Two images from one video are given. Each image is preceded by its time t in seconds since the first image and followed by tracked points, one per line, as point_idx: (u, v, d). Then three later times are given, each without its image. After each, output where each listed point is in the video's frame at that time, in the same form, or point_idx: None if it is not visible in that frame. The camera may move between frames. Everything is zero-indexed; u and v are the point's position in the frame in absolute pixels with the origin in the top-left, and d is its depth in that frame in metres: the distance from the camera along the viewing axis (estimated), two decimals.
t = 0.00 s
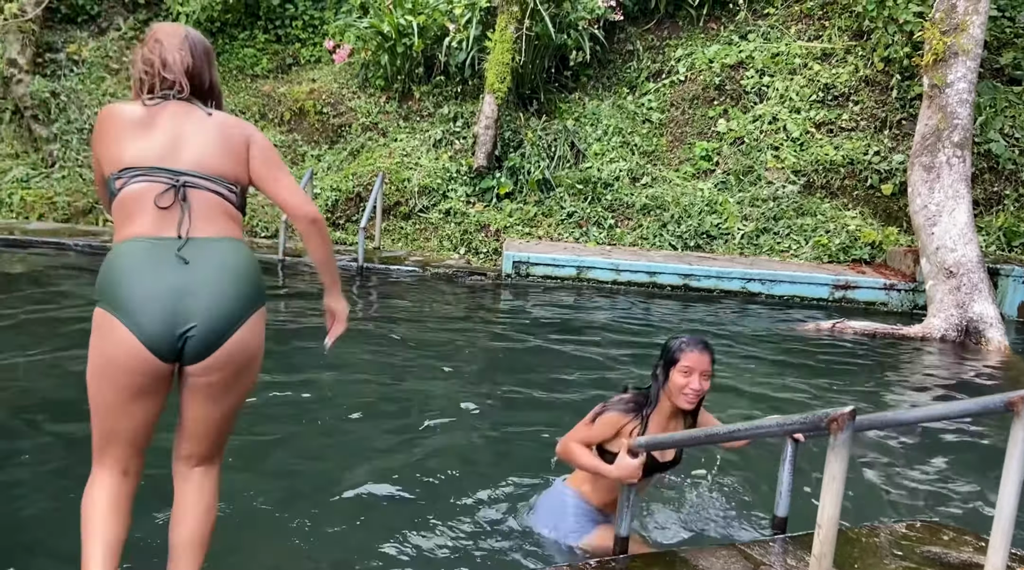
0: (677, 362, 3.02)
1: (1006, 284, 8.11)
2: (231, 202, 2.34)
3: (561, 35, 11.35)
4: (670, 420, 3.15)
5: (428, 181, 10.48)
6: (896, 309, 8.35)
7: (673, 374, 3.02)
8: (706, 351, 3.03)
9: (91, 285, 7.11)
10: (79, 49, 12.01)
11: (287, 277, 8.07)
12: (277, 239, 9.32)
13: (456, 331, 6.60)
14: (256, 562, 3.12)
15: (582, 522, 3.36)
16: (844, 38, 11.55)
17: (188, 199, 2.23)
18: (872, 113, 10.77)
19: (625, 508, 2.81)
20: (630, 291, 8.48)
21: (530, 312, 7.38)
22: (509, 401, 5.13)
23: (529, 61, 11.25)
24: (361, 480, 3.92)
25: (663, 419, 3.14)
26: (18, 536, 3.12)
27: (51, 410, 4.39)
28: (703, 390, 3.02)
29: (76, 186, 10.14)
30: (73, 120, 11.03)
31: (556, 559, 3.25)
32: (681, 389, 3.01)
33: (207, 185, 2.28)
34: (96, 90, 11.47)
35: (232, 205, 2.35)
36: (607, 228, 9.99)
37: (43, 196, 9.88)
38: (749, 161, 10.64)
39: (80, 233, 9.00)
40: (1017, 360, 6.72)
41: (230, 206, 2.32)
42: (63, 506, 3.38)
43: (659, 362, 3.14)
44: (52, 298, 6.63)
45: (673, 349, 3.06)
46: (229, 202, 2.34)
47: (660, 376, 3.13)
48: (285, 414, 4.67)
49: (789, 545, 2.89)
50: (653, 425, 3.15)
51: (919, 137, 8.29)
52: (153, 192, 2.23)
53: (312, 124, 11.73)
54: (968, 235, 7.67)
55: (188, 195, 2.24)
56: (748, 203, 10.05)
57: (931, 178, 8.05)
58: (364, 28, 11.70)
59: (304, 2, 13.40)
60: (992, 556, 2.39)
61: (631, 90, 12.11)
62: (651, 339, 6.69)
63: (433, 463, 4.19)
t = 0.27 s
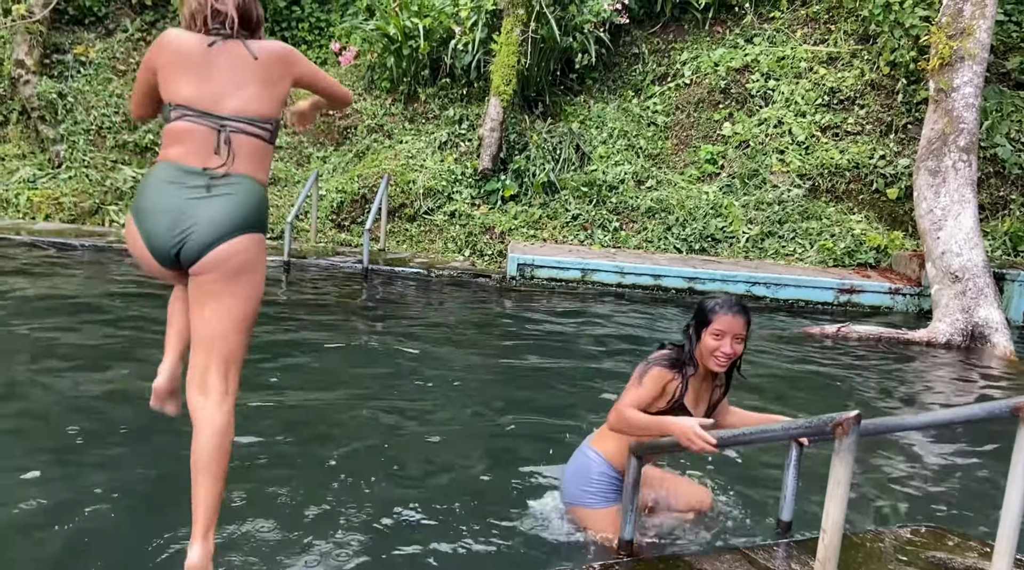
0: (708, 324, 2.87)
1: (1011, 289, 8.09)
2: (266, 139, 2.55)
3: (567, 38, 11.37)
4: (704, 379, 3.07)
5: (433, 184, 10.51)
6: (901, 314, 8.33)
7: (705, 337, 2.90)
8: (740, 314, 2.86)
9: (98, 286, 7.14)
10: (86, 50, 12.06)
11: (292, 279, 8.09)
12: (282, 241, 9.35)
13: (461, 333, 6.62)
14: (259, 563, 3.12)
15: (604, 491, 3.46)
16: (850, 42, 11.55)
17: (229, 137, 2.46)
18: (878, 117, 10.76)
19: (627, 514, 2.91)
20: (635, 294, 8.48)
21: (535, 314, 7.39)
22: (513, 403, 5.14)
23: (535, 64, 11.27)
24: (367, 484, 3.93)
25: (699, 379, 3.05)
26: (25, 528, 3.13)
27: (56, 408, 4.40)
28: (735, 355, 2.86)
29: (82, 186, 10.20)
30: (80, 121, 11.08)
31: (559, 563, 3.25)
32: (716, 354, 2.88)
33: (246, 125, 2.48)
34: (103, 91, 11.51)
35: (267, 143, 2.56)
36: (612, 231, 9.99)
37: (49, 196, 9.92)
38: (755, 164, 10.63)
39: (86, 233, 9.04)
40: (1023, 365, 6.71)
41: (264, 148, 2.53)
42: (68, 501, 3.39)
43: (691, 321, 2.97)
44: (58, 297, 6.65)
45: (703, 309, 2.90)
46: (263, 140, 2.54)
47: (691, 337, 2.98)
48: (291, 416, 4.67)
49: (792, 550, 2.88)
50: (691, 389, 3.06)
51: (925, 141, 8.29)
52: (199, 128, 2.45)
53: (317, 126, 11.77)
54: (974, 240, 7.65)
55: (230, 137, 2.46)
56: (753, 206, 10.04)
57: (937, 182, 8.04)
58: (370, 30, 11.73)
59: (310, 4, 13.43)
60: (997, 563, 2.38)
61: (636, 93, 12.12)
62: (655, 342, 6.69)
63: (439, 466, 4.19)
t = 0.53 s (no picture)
0: (714, 322, 2.81)
1: (1013, 292, 8.09)
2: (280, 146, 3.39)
3: (568, 40, 11.37)
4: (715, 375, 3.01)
5: (435, 185, 10.52)
6: (903, 316, 8.32)
7: (709, 335, 2.85)
8: (745, 314, 2.77)
9: (100, 287, 7.16)
10: (89, 51, 12.05)
11: (294, 280, 8.10)
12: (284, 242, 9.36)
13: (462, 335, 6.62)
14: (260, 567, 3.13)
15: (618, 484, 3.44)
16: (852, 44, 11.54)
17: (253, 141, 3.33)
18: (880, 119, 10.76)
19: (630, 514, 2.91)
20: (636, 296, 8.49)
21: (536, 316, 7.39)
22: (514, 405, 5.14)
23: (537, 66, 11.27)
24: (368, 485, 3.93)
25: (710, 376, 3.00)
26: (26, 546, 3.16)
27: (58, 414, 4.42)
28: (740, 353, 2.80)
29: (85, 188, 10.22)
30: (82, 122, 11.08)
31: (560, 563, 3.25)
32: (722, 352, 2.82)
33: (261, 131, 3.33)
34: (105, 91, 11.52)
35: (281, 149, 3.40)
36: (613, 233, 9.99)
37: (51, 196, 9.95)
38: (757, 167, 10.63)
39: (88, 234, 9.06)
40: None
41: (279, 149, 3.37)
42: (70, 516, 3.43)
43: (701, 316, 2.92)
44: (60, 298, 6.67)
45: (711, 305, 2.84)
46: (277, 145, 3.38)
47: (701, 332, 2.94)
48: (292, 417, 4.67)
49: (794, 551, 2.87)
50: (708, 382, 3.03)
51: (928, 143, 8.28)
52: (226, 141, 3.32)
53: (319, 127, 11.78)
54: (975, 243, 7.64)
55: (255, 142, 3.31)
56: (755, 208, 10.04)
57: (939, 185, 8.03)
58: (372, 32, 11.74)
59: (313, 6, 13.44)
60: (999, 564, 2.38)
61: (638, 95, 12.13)
62: (656, 344, 6.69)
63: (439, 467, 4.19)
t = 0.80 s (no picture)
0: (727, 328, 2.85)
1: (1012, 292, 8.09)
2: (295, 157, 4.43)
3: (568, 41, 11.38)
4: (730, 385, 3.03)
5: (435, 186, 10.52)
6: (903, 317, 8.32)
7: (723, 339, 2.89)
8: (758, 320, 2.80)
9: (100, 287, 7.17)
10: (89, 51, 12.05)
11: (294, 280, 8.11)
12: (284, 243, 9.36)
13: (461, 335, 6.62)
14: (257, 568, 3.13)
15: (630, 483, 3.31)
16: (851, 45, 11.55)
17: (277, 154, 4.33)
18: (879, 120, 10.76)
19: (627, 515, 2.90)
20: (635, 297, 8.49)
21: (536, 316, 7.40)
22: (514, 405, 5.14)
23: (536, 67, 11.27)
24: (368, 486, 3.93)
25: (724, 385, 3.02)
26: (21, 550, 3.16)
27: (59, 416, 4.42)
28: (752, 360, 2.84)
29: (84, 188, 10.24)
30: (82, 122, 11.09)
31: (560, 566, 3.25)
32: (734, 358, 2.85)
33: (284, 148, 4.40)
34: (105, 92, 11.52)
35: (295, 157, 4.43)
36: (613, 234, 10.00)
37: (51, 197, 9.96)
38: (756, 167, 10.63)
39: (88, 235, 9.07)
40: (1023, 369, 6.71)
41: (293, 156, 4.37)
42: (65, 519, 3.43)
43: (715, 324, 2.96)
44: (60, 298, 6.68)
45: (724, 312, 2.88)
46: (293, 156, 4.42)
47: (715, 340, 2.97)
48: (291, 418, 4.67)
49: (794, 552, 2.86)
50: (720, 389, 3.03)
51: (927, 144, 8.29)
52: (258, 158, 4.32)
53: (319, 128, 11.79)
54: (975, 244, 7.64)
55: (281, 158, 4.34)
56: (754, 209, 10.05)
57: (939, 186, 8.04)
58: (372, 32, 11.74)
59: (313, 7, 13.45)
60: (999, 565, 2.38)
61: (638, 96, 12.14)
62: (655, 344, 6.70)
63: (439, 467, 4.19)
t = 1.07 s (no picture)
0: (751, 336, 2.73)
1: (1012, 292, 8.09)
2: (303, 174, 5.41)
3: (568, 41, 11.38)
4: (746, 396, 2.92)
5: (435, 186, 10.52)
6: (903, 317, 8.32)
7: (746, 348, 2.77)
8: (785, 330, 2.69)
9: (100, 287, 7.18)
10: (88, 51, 12.04)
11: (293, 280, 8.11)
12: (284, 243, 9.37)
13: (461, 335, 6.62)
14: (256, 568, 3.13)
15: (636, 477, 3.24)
16: (851, 46, 11.54)
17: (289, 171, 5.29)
18: (879, 120, 10.76)
19: (627, 515, 2.89)
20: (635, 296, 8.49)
21: (536, 316, 7.40)
22: (514, 405, 5.14)
23: (536, 67, 11.27)
24: (367, 486, 3.93)
25: (740, 395, 2.91)
26: (16, 548, 3.16)
27: (59, 415, 4.42)
28: (775, 371, 2.72)
29: (84, 188, 10.24)
30: (82, 122, 11.08)
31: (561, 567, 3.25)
32: (756, 368, 2.73)
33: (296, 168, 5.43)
34: (105, 91, 11.52)
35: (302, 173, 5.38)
36: (613, 234, 10.00)
37: (51, 197, 9.96)
38: (756, 168, 10.64)
39: (87, 234, 9.07)
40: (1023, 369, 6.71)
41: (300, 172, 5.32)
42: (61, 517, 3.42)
43: (740, 332, 2.84)
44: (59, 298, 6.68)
45: (749, 320, 2.77)
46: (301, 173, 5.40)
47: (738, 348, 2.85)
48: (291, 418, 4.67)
49: (794, 552, 2.86)
50: (734, 400, 2.92)
51: (927, 144, 8.29)
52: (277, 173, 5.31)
53: (319, 128, 11.79)
54: (975, 244, 7.63)
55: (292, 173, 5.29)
56: (754, 209, 10.05)
57: (938, 186, 8.04)
58: (371, 32, 11.74)
59: (313, 7, 13.45)
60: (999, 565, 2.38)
61: (638, 96, 12.14)
62: (655, 344, 6.70)
63: (439, 467, 4.19)
